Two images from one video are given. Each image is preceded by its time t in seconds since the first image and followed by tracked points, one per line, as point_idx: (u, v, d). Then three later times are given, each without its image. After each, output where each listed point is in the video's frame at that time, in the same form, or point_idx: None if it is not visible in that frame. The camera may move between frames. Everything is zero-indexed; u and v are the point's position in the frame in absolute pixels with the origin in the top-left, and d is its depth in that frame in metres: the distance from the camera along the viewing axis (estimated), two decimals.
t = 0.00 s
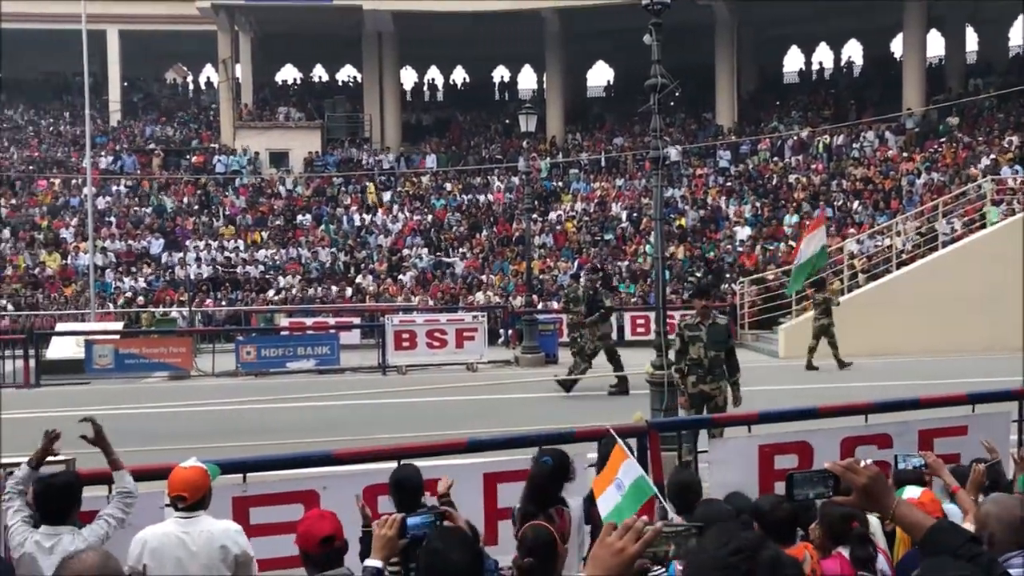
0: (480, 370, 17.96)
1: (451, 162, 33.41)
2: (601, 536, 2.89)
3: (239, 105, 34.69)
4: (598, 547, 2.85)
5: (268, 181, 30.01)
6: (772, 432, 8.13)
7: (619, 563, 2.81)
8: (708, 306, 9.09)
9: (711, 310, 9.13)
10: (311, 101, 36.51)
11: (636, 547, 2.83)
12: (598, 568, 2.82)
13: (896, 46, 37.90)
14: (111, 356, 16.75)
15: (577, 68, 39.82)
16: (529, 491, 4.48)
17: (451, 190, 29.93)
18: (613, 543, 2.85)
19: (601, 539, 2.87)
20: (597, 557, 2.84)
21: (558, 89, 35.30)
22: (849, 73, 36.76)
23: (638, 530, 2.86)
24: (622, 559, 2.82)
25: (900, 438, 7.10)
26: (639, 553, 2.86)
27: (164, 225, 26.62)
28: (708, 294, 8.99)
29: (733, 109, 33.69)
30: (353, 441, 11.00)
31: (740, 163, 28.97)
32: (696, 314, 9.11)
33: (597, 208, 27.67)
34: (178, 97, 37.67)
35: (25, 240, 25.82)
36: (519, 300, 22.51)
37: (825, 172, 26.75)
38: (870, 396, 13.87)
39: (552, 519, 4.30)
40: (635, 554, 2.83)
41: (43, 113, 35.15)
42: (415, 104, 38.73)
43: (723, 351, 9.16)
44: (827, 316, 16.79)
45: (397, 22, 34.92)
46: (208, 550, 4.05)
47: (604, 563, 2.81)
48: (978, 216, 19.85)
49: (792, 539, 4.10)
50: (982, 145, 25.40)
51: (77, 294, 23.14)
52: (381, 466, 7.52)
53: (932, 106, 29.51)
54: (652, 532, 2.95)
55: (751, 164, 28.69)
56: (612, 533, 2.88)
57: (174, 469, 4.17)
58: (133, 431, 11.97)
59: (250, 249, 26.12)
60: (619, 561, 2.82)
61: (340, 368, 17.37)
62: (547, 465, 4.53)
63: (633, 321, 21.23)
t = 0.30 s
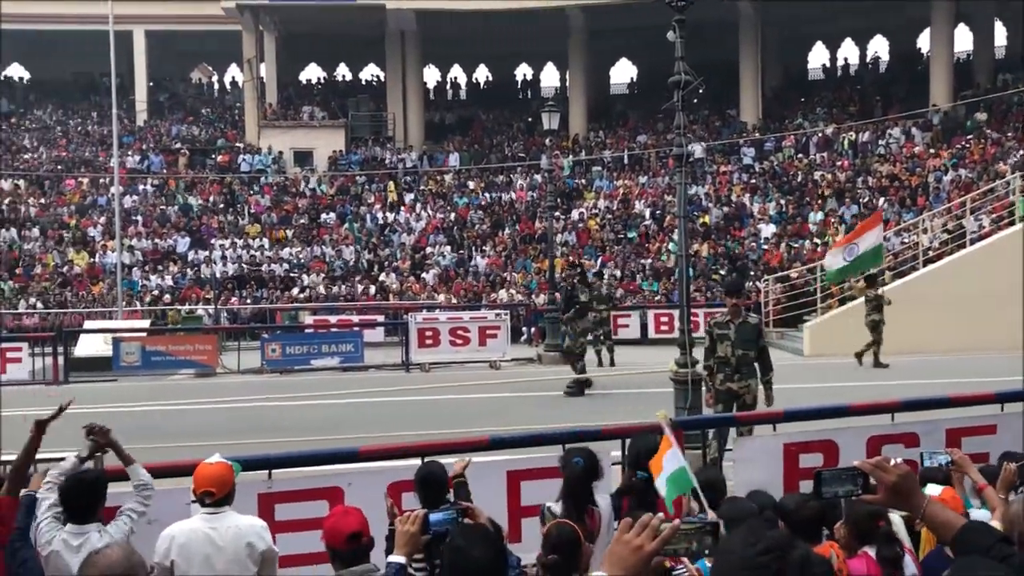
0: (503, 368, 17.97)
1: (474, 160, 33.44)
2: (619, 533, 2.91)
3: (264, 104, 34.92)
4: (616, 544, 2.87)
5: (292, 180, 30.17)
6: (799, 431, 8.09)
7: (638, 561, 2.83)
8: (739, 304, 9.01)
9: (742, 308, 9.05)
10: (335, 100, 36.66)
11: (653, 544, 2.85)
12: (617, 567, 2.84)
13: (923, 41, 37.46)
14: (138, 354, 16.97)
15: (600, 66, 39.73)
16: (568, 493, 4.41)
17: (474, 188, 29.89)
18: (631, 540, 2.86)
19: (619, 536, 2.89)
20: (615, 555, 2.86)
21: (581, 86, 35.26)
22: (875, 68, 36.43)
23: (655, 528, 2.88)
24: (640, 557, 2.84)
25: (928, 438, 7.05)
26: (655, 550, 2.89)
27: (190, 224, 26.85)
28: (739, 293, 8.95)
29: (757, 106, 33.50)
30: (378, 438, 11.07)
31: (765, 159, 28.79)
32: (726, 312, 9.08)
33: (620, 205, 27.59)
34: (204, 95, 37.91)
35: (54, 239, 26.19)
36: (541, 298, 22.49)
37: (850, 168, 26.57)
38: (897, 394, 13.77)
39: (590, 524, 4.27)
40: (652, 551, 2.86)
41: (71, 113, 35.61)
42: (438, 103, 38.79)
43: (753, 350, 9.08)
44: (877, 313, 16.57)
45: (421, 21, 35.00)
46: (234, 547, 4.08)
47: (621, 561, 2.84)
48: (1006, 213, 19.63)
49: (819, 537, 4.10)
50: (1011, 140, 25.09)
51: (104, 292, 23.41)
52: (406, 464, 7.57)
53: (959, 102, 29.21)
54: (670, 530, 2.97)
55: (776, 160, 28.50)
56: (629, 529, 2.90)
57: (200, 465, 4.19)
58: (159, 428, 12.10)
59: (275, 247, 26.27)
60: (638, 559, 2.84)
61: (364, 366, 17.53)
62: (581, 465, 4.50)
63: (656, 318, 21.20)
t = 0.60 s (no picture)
0: (535, 365, 17.95)
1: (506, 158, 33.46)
2: (646, 531, 2.93)
3: (299, 103, 35.26)
4: (642, 541, 2.90)
5: (326, 178, 30.42)
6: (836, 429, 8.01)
7: (664, 558, 2.85)
8: (775, 303, 8.92)
9: (778, 306, 8.96)
10: (369, 99, 36.90)
11: (679, 541, 2.86)
12: (644, 566, 2.87)
13: (963, 35, 36.83)
14: (176, 350, 17.19)
15: (634, 62, 39.57)
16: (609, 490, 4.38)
17: (506, 185, 29.87)
18: (657, 537, 2.89)
19: (646, 533, 2.92)
20: (642, 551, 2.90)
21: (615, 82, 35.12)
22: (913, 63, 35.95)
23: (682, 523, 2.89)
24: (667, 554, 2.87)
25: (967, 438, 6.95)
26: (683, 547, 2.90)
27: (226, 222, 27.19)
28: (775, 290, 8.86)
29: (792, 101, 33.20)
30: (411, 434, 11.13)
31: (800, 156, 28.52)
32: (763, 310, 9.00)
33: (653, 203, 27.46)
34: (240, 95, 38.34)
35: (94, 237, 26.69)
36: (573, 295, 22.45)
37: (887, 165, 26.26)
38: (936, 394, 13.60)
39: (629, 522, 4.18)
40: (680, 547, 2.87)
41: (110, 113, 36.24)
42: (471, 101, 38.88)
43: (790, 349, 9.00)
44: (940, 312, 16.19)
45: (454, 19, 35.05)
46: (271, 542, 4.13)
47: (647, 557, 2.87)
48: None
49: (856, 537, 4.04)
50: None
51: (142, 289, 23.81)
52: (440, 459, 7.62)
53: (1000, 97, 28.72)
54: (698, 525, 2.97)
55: (811, 157, 28.23)
56: (656, 526, 2.92)
57: (236, 460, 4.20)
58: (196, 423, 12.26)
59: (310, 245, 26.49)
60: (664, 555, 2.87)
61: (398, 363, 17.53)
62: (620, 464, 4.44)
63: (690, 316, 21.09)
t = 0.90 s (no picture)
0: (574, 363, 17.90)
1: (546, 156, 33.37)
2: (683, 528, 2.89)
3: (341, 101, 35.55)
4: (679, 540, 2.87)
5: (367, 176, 30.65)
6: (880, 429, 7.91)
7: (700, 556, 2.82)
8: (818, 300, 8.82)
9: (820, 304, 8.86)
10: (409, 97, 37.11)
11: (716, 540, 2.82)
12: (682, 565, 2.85)
13: (1014, 28, 36.09)
14: (220, 346, 17.33)
15: (675, 59, 39.34)
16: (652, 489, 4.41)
17: (545, 183, 29.81)
18: (694, 535, 2.85)
19: (682, 531, 2.89)
20: (678, 550, 2.86)
21: (656, 79, 34.92)
22: (962, 57, 35.32)
23: (718, 523, 2.84)
24: (704, 553, 2.84)
25: (1016, 439, 6.82)
26: (719, 545, 2.87)
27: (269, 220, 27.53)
28: (816, 288, 8.76)
29: (835, 95, 32.82)
30: (451, 431, 11.18)
31: (845, 152, 28.15)
32: (805, 307, 8.90)
33: (694, 200, 27.28)
34: (283, 95, 38.75)
35: (140, 235, 27.21)
36: (613, 292, 22.37)
37: (934, 160, 25.85)
38: (984, 394, 13.36)
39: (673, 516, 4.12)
40: (716, 546, 2.83)
41: (156, 113, 36.90)
42: (511, 98, 38.91)
43: (831, 348, 8.90)
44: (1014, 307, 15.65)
45: (494, 17, 35.08)
46: (315, 536, 4.17)
47: (684, 556, 2.84)
48: None
49: (902, 539, 3.96)
50: None
51: (187, 285, 24.18)
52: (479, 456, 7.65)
53: None
54: (734, 524, 2.93)
55: (856, 153, 27.87)
56: (693, 524, 2.88)
57: (281, 454, 4.26)
58: (239, 418, 12.45)
59: (351, 242, 26.66)
60: (701, 554, 2.84)
61: (438, 360, 17.62)
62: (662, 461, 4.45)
63: (732, 314, 20.91)
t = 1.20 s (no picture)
0: (615, 362, 17.80)
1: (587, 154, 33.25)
2: (714, 522, 2.89)
3: (383, 100, 35.77)
4: (712, 533, 2.87)
5: (408, 175, 30.82)
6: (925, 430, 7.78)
7: (733, 551, 2.83)
8: (859, 299, 8.69)
9: (861, 302, 8.73)
10: (450, 96, 37.22)
11: (749, 534, 2.82)
12: (714, 561, 2.85)
13: None
14: (264, 343, 17.61)
15: (717, 55, 39.05)
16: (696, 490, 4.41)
17: (586, 181, 29.74)
18: (726, 529, 2.85)
19: (713, 524, 2.89)
20: (710, 544, 2.87)
21: (698, 76, 34.71)
22: (1012, 51, 34.64)
23: (750, 515, 2.83)
24: (737, 547, 2.83)
25: None
26: (752, 538, 2.86)
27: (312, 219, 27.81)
28: (857, 286, 8.63)
29: (880, 90, 32.34)
30: (491, 428, 11.22)
31: (891, 148, 27.72)
32: (846, 306, 8.77)
33: (737, 197, 27.05)
34: (325, 94, 39.08)
35: (186, 233, 27.63)
36: (654, 291, 22.25)
37: (984, 156, 25.37)
38: None
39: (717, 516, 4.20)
40: (749, 540, 2.83)
41: (201, 113, 37.44)
42: (551, 96, 38.85)
43: (872, 346, 8.78)
44: None
45: (535, 15, 35.06)
46: (359, 531, 4.20)
47: (718, 551, 2.85)
48: None
49: (952, 543, 3.91)
50: None
51: (232, 283, 24.49)
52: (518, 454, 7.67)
53: None
54: (768, 516, 2.92)
55: (902, 149, 27.44)
56: (724, 517, 2.88)
57: (324, 450, 4.29)
58: (282, 413, 12.59)
59: (392, 241, 26.86)
60: (733, 547, 2.84)
61: (478, 358, 17.66)
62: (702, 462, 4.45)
63: (776, 313, 20.71)
